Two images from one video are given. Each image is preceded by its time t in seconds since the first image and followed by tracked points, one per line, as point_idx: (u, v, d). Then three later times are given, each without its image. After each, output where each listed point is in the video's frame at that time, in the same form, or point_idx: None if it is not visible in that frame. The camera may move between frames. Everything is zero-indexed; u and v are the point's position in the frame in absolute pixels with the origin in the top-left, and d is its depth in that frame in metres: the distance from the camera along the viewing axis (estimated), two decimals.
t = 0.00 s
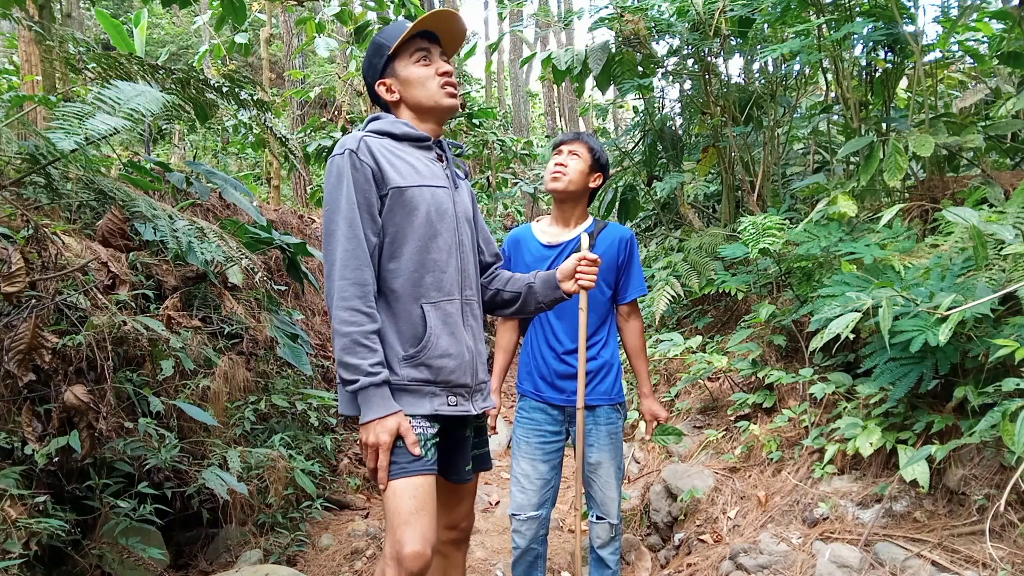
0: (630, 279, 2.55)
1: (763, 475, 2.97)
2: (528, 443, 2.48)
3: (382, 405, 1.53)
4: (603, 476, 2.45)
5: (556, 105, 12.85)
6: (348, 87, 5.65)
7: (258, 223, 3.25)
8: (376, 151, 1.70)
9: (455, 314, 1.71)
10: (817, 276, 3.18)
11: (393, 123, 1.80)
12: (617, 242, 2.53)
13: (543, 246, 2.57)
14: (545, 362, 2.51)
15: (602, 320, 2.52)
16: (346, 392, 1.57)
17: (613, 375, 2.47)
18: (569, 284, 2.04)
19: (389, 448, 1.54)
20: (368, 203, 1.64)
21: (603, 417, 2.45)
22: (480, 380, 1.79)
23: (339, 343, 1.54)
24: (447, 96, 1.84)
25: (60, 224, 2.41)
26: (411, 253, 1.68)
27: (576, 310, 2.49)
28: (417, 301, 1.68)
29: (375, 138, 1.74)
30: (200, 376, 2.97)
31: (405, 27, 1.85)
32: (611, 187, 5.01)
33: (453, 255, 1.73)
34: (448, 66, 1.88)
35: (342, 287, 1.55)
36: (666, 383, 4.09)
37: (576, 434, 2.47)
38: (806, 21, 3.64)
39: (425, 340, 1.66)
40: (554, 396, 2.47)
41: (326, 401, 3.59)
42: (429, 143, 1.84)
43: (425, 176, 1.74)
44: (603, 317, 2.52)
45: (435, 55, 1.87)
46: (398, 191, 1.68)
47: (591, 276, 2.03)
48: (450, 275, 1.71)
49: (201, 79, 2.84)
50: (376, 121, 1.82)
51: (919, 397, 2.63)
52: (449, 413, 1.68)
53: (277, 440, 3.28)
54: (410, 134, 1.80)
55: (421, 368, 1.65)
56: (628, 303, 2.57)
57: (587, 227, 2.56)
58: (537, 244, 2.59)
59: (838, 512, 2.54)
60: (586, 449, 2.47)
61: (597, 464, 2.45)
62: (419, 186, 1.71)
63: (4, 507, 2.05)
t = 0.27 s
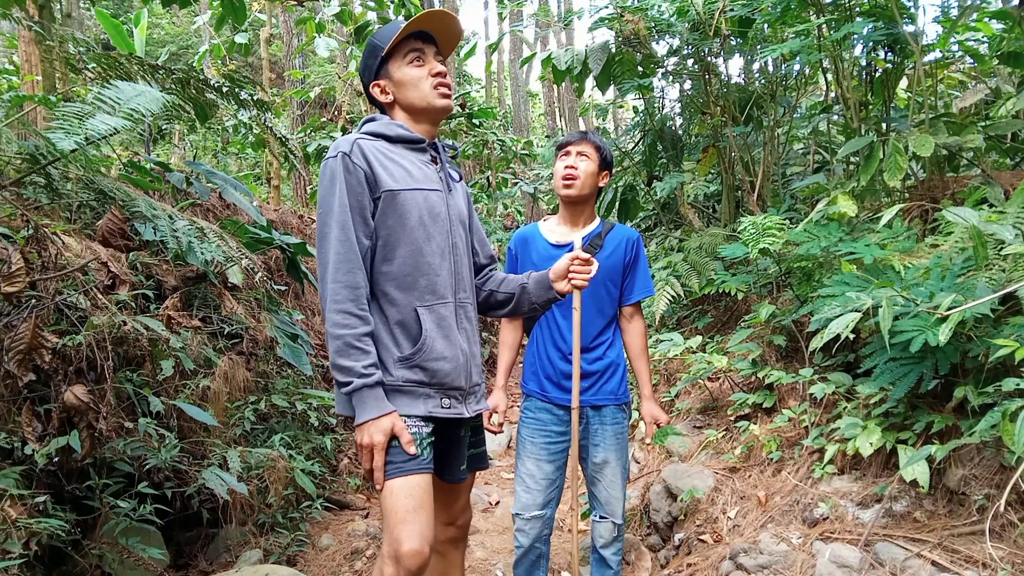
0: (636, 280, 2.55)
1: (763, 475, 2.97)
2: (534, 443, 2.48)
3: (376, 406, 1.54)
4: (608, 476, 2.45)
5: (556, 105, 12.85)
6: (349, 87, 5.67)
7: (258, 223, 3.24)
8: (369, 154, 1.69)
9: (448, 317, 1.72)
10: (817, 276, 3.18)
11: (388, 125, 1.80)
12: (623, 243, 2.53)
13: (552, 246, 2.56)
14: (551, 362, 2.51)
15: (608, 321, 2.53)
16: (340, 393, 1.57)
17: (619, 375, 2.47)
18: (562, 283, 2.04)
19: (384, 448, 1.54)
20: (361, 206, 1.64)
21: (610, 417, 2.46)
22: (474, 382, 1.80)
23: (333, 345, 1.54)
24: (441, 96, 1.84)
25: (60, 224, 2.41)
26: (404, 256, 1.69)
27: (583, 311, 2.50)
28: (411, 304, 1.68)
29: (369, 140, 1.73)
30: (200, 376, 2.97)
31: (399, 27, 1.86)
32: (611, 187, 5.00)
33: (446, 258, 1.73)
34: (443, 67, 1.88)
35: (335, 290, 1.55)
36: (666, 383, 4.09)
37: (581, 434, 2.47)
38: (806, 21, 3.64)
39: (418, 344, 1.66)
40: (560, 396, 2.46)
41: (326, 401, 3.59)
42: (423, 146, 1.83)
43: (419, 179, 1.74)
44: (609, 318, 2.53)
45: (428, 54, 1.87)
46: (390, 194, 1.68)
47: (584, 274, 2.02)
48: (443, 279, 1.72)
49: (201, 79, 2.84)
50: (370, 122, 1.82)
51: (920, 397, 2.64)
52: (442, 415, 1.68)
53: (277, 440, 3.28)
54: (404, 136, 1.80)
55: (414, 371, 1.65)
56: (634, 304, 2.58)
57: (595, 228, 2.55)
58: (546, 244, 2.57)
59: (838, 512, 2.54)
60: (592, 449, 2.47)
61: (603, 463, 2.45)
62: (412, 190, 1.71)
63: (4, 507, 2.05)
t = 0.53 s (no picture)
0: (639, 280, 2.54)
1: (763, 475, 2.97)
2: (536, 445, 2.48)
3: (372, 407, 1.53)
4: (610, 477, 2.45)
5: (556, 105, 12.86)
6: (349, 87, 5.67)
7: (258, 223, 3.25)
8: (364, 156, 1.69)
9: (444, 319, 1.72)
10: (817, 276, 3.18)
11: (384, 126, 1.80)
12: (625, 243, 2.53)
13: (554, 246, 2.56)
14: (554, 363, 2.50)
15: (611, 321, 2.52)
16: (336, 394, 1.57)
17: (622, 375, 2.47)
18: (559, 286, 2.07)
19: (381, 449, 1.54)
20: (356, 208, 1.64)
21: (613, 418, 2.46)
22: (470, 383, 1.80)
23: (328, 347, 1.54)
24: (438, 95, 1.84)
25: (60, 224, 2.41)
26: (400, 258, 1.69)
27: (586, 311, 2.50)
28: (406, 306, 1.68)
29: (365, 142, 1.73)
30: (200, 376, 2.97)
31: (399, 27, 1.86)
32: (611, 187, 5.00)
33: (441, 260, 1.73)
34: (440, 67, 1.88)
35: (331, 292, 1.55)
36: (666, 383, 4.10)
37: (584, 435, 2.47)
38: (806, 21, 3.64)
39: (414, 346, 1.66)
40: (563, 397, 2.46)
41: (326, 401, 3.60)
42: (419, 147, 1.83)
43: (414, 181, 1.74)
44: (613, 318, 2.53)
45: (426, 54, 1.87)
46: (386, 196, 1.68)
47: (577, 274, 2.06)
48: (438, 280, 1.72)
49: (201, 79, 2.84)
50: (367, 123, 1.82)
51: (919, 397, 2.64)
52: (438, 416, 1.68)
53: (277, 440, 3.28)
54: (401, 137, 1.80)
55: (410, 373, 1.65)
56: (637, 305, 2.57)
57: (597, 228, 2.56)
58: (548, 243, 2.57)
59: (838, 512, 2.54)
60: (594, 449, 2.47)
61: (605, 464, 2.45)
62: (407, 192, 1.71)
63: (4, 507, 2.04)
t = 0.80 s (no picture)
0: (639, 280, 2.54)
1: (763, 475, 2.97)
2: (537, 446, 2.48)
3: (372, 408, 1.53)
4: (611, 478, 2.45)
5: (556, 105, 12.86)
6: (349, 87, 5.67)
7: (258, 223, 3.25)
8: (364, 154, 1.69)
9: (443, 320, 1.72)
10: (817, 276, 3.18)
11: (384, 125, 1.80)
12: (626, 243, 2.53)
13: (553, 246, 2.57)
14: (555, 364, 2.49)
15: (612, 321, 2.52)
16: (335, 394, 1.57)
17: (623, 376, 2.47)
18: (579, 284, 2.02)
19: (381, 450, 1.54)
20: (356, 208, 1.64)
21: (614, 419, 2.45)
22: (468, 383, 1.80)
23: (327, 347, 1.54)
24: (435, 89, 1.85)
25: (60, 224, 2.41)
26: (399, 258, 1.69)
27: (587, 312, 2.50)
28: (405, 306, 1.68)
29: (364, 141, 1.73)
30: (200, 376, 2.97)
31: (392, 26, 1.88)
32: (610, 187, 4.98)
33: (440, 260, 1.73)
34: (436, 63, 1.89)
35: (331, 291, 1.55)
36: (666, 383, 4.10)
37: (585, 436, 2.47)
38: (806, 21, 3.64)
39: (413, 347, 1.66)
40: (564, 398, 2.45)
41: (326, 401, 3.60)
42: (419, 146, 1.84)
43: (414, 181, 1.74)
44: (614, 318, 2.52)
45: (420, 50, 1.87)
46: (386, 196, 1.68)
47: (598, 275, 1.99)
48: (437, 281, 1.72)
49: (201, 79, 2.84)
50: (366, 121, 1.82)
51: (919, 397, 2.64)
52: (437, 417, 1.68)
53: (276, 440, 3.28)
54: (400, 135, 1.80)
55: (409, 374, 1.65)
56: (638, 305, 2.57)
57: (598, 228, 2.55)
58: (547, 244, 2.58)
59: (838, 512, 2.54)
60: (595, 451, 2.47)
61: (606, 465, 2.45)
62: (406, 192, 1.71)
63: (4, 507, 2.04)
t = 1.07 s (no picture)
0: (640, 280, 2.54)
1: (763, 475, 2.97)
2: (538, 447, 2.47)
3: (368, 406, 1.53)
4: (612, 478, 2.45)
5: (556, 105, 12.86)
6: (349, 87, 5.68)
7: (258, 223, 3.25)
8: (363, 151, 1.69)
9: (440, 318, 1.72)
10: (817, 276, 3.18)
11: (383, 121, 1.81)
12: (626, 243, 2.53)
13: (553, 247, 2.57)
14: (556, 365, 2.50)
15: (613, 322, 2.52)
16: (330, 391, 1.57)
17: (625, 376, 2.47)
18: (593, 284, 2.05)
19: (377, 448, 1.54)
20: (354, 204, 1.64)
21: (614, 419, 2.45)
22: (465, 382, 1.80)
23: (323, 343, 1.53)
24: (425, 83, 1.84)
25: (60, 224, 2.41)
26: (397, 255, 1.69)
27: (588, 312, 2.50)
28: (402, 304, 1.68)
29: (363, 138, 1.73)
30: (200, 376, 2.97)
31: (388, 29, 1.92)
32: (610, 187, 4.97)
33: (438, 258, 1.73)
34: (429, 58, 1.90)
35: (328, 287, 1.55)
36: (666, 383, 4.10)
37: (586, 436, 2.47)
38: (806, 21, 3.64)
39: (409, 345, 1.66)
40: (565, 399, 2.45)
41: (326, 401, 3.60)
42: (419, 144, 1.84)
43: (412, 179, 1.74)
44: (615, 318, 2.53)
45: (415, 48, 1.88)
46: (384, 193, 1.68)
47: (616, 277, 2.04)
48: (435, 279, 1.72)
49: (201, 79, 2.84)
50: (367, 119, 1.82)
51: (919, 397, 2.64)
52: (433, 416, 1.68)
53: (276, 440, 3.28)
54: (398, 132, 1.81)
55: (405, 372, 1.65)
56: (638, 305, 2.57)
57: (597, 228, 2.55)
58: (547, 245, 2.58)
59: (838, 512, 2.54)
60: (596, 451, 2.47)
61: (607, 465, 2.45)
62: (405, 190, 1.71)
63: (4, 507, 2.04)
